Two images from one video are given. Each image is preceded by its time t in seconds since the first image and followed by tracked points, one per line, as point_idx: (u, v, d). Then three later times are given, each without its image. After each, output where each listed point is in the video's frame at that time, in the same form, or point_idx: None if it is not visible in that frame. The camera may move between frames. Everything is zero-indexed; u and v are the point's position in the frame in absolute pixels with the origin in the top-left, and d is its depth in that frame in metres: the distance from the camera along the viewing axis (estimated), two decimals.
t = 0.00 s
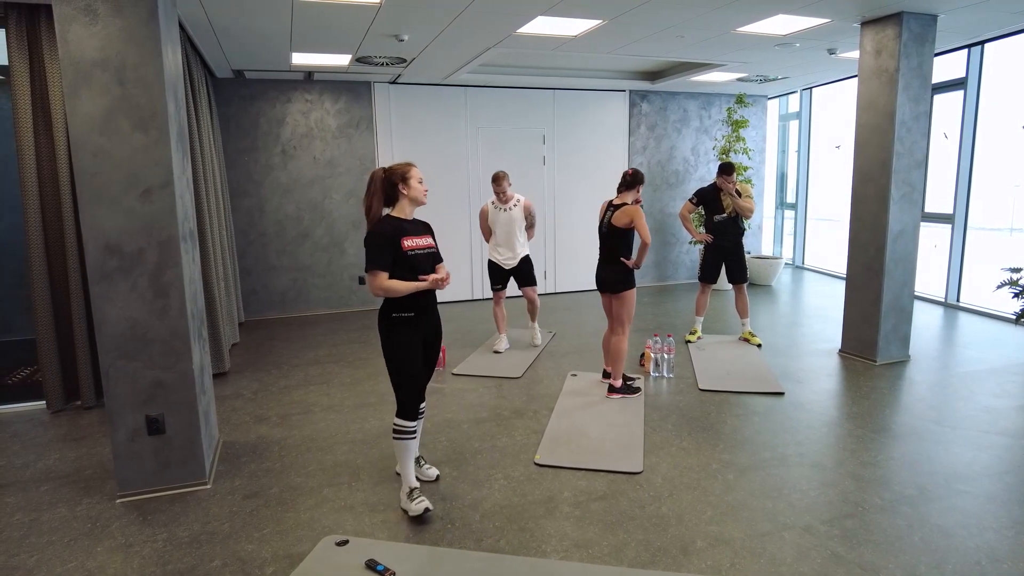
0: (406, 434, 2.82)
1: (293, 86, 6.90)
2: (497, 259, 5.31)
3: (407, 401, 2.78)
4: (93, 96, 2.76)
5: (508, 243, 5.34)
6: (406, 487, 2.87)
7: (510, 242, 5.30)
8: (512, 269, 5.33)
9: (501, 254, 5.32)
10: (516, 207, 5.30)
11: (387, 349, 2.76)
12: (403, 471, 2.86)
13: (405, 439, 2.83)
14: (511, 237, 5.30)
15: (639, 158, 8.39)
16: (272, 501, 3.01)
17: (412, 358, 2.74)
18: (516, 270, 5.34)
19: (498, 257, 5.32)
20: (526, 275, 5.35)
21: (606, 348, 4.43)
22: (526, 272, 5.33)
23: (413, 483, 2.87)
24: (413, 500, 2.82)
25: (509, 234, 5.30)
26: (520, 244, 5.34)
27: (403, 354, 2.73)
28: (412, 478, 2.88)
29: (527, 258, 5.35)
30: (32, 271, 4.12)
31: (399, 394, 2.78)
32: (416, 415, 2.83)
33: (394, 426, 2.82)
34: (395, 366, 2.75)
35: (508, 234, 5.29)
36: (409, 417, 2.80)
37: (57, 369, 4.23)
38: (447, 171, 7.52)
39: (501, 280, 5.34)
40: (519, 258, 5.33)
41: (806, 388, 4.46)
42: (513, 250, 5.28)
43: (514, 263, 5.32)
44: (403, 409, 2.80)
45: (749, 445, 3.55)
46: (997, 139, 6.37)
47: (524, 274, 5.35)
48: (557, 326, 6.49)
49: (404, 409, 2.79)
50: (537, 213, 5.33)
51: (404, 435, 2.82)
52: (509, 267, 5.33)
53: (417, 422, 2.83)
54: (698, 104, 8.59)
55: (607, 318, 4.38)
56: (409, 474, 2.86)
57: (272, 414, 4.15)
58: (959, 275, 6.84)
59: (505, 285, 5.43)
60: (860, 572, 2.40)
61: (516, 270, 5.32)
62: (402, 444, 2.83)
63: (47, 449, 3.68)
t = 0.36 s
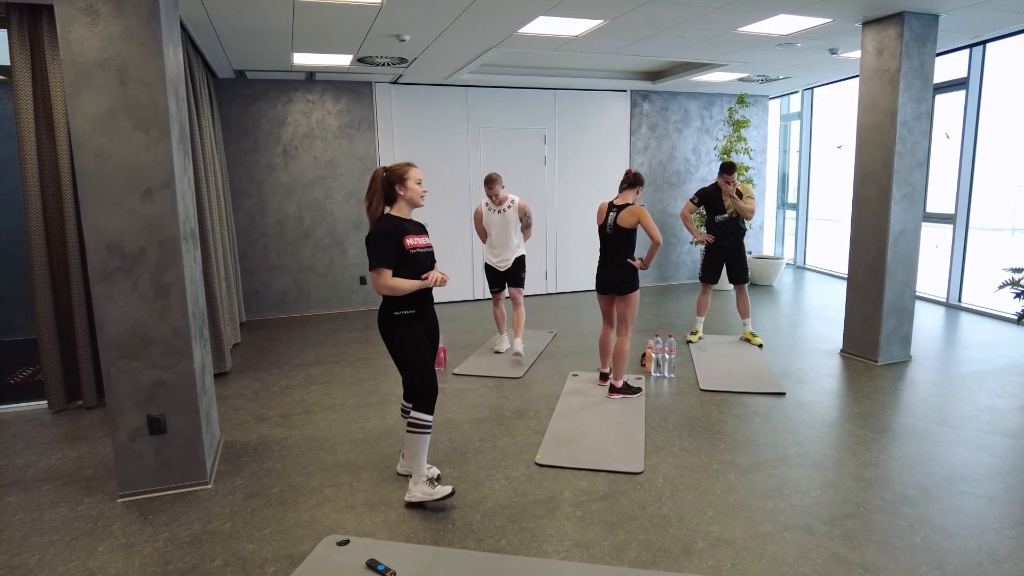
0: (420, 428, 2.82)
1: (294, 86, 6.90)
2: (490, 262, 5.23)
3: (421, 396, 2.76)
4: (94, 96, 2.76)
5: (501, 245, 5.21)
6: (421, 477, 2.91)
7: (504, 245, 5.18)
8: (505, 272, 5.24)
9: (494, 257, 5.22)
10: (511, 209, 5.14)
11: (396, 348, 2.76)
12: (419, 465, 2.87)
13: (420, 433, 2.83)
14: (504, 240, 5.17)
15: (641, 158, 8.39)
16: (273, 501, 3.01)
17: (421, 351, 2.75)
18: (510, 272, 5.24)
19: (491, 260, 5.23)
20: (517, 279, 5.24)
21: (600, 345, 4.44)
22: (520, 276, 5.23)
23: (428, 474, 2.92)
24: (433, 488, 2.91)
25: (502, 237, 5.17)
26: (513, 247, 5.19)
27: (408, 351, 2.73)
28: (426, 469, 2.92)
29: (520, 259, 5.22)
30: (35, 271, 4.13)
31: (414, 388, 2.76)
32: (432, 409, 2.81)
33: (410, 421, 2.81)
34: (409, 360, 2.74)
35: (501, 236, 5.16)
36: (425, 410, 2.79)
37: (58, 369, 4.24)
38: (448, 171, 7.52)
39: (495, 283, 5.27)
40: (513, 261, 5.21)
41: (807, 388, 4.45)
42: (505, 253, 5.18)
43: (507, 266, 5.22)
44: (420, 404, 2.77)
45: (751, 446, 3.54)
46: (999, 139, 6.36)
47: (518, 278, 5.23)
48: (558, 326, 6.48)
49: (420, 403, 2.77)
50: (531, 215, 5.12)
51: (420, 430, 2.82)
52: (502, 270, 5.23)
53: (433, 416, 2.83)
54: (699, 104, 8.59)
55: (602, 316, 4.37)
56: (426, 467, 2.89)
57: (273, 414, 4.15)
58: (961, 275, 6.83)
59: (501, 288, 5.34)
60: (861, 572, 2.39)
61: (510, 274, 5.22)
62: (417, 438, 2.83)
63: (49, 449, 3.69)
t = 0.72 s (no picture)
0: (416, 429, 2.84)
1: (295, 86, 6.90)
2: (484, 262, 5.28)
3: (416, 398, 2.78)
4: (95, 96, 2.76)
5: (497, 247, 5.20)
6: (417, 478, 2.93)
7: (498, 248, 5.18)
8: (499, 277, 5.23)
9: (489, 258, 5.25)
10: (510, 212, 5.10)
11: (387, 346, 2.77)
12: (415, 466, 2.89)
13: (415, 435, 2.84)
14: (500, 243, 5.16)
15: (641, 158, 8.39)
16: (273, 501, 3.01)
17: (413, 352, 2.75)
18: (505, 278, 5.23)
19: (487, 260, 5.27)
20: (512, 284, 5.22)
21: (598, 345, 4.40)
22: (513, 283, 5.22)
23: (424, 475, 2.93)
24: (426, 489, 2.92)
25: (499, 239, 5.16)
26: (508, 251, 5.16)
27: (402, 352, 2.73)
28: (422, 470, 2.94)
29: (513, 266, 5.19)
30: (36, 272, 4.14)
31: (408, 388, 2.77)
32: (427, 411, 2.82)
33: (405, 422, 2.83)
34: (403, 360, 2.74)
35: (496, 238, 5.16)
36: (419, 411, 2.80)
37: (59, 369, 4.24)
38: (448, 171, 7.52)
39: (489, 285, 5.27)
40: (505, 266, 5.18)
41: (808, 388, 4.45)
42: (499, 256, 5.17)
43: (499, 271, 5.20)
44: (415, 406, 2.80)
45: (751, 446, 3.53)
46: (999, 139, 6.35)
47: (513, 286, 5.22)
48: (559, 326, 6.48)
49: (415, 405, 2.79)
50: (528, 221, 5.02)
51: (415, 431, 2.84)
52: (496, 274, 5.22)
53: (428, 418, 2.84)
54: (700, 104, 8.58)
55: (599, 315, 4.35)
56: (421, 468, 2.91)
57: (274, 414, 4.15)
58: (962, 275, 6.83)
59: (495, 291, 5.32)
60: (862, 572, 2.39)
61: (504, 279, 5.21)
62: (413, 439, 2.85)
63: (49, 448, 3.69)
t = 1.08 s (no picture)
0: (399, 434, 2.85)
1: (296, 86, 6.91)
2: (483, 261, 5.27)
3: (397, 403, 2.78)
4: (96, 96, 2.77)
5: (497, 247, 5.19)
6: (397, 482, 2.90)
7: (498, 247, 5.18)
8: (497, 277, 5.23)
9: (488, 257, 5.24)
10: (511, 212, 5.09)
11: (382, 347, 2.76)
12: (397, 469, 2.90)
13: (399, 439, 2.86)
14: (500, 243, 5.16)
15: (642, 158, 8.39)
16: (274, 500, 3.01)
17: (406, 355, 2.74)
18: (503, 278, 5.23)
19: (486, 259, 5.27)
20: (511, 284, 5.22)
21: (594, 344, 4.40)
22: (512, 286, 5.22)
23: (405, 480, 2.90)
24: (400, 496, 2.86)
25: (499, 239, 5.16)
26: (508, 251, 5.17)
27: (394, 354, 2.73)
28: (404, 475, 2.92)
29: (513, 267, 5.20)
30: (36, 272, 4.14)
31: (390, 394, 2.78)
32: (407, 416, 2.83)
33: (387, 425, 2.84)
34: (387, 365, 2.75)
35: (497, 237, 5.16)
36: (398, 418, 2.81)
37: (60, 369, 4.24)
38: (448, 171, 7.52)
39: (486, 285, 5.24)
40: (504, 266, 5.20)
41: (808, 389, 4.45)
42: (499, 256, 5.18)
43: (497, 271, 5.20)
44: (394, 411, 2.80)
45: (752, 446, 3.53)
46: (1000, 140, 6.35)
47: (513, 287, 5.23)
48: (560, 326, 6.49)
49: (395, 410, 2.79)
50: (530, 223, 5.02)
51: (397, 435, 2.84)
52: (495, 274, 5.22)
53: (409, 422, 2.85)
54: (700, 105, 8.58)
55: (593, 314, 4.33)
56: (402, 472, 2.90)
57: (275, 414, 4.15)
58: (963, 275, 6.83)
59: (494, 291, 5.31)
60: (863, 572, 2.39)
61: (501, 280, 5.22)
62: (397, 444, 2.87)
63: (50, 448, 3.70)
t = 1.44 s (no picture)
0: (411, 436, 2.85)
1: (297, 86, 6.91)
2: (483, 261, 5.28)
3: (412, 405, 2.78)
4: (98, 96, 2.77)
5: (496, 247, 5.19)
6: (411, 484, 2.90)
7: (498, 247, 5.17)
8: (497, 277, 5.24)
9: (488, 257, 5.25)
10: (510, 210, 5.09)
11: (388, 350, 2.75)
12: (409, 471, 2.90)
13: (411, 441, 2.86)
14: (499, 242, 5.16)
15: (643, 158, 8.39)
16: (275, 500, 3.02)
17: (413, 358, 2.75)
18: (503, 278, 5.23)
19: (486, 259, 5.27)
20: (511, 284, 5.22)
21: (592, 344, 4.40)
22: (512, 287, 5.22)
23: (418, 481, 2.90)
24: (417, 499, 2.85)
25: (499, 238, 5.16)
26: (508, 251, 5.16)
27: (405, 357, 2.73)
28: (417, 476, 2.92)
29: (512, 267, 5.20)
30: (38, 271, 4.14)
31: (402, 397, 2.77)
32: (421, 418, 2.83)
33: (400, 429, 2.84)
34: (398, 371, 2.74)
35: (495, 237, 5.16)
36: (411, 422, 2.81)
37: (61, 369, 4.25)
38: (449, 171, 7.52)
39: (488, 286, 5.26)
40: (503, 267, 5.20)
41: (809, 389, 4.44)
42: (498, 255, 5.18)
43: (496, 271, 5.20)
44: (409, 414, 2.80)
45: (752, 446, 3.53)
46: (1001, 140, 6.35)
47: (513, 287, 5.23)
48: (560, 326, 6.49)
49: (410, 413, 2.79)
50: (528, 221, 5.00)
51: (410, 438, 2.85)
52: (495, 274, 5.22)
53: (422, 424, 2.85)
54: (701, 105, 8.58)
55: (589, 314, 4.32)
56: (414, 473, 2.90)
57: (275, 414, 4.15)
58: (963, 275, 6.82)
59: (494, 292, 5.32)
60: (863, 572, 2.39)
61: (501, 280, 5.23)
62: (408, 446, 2.87)
63: (51, 448, 3.70)
